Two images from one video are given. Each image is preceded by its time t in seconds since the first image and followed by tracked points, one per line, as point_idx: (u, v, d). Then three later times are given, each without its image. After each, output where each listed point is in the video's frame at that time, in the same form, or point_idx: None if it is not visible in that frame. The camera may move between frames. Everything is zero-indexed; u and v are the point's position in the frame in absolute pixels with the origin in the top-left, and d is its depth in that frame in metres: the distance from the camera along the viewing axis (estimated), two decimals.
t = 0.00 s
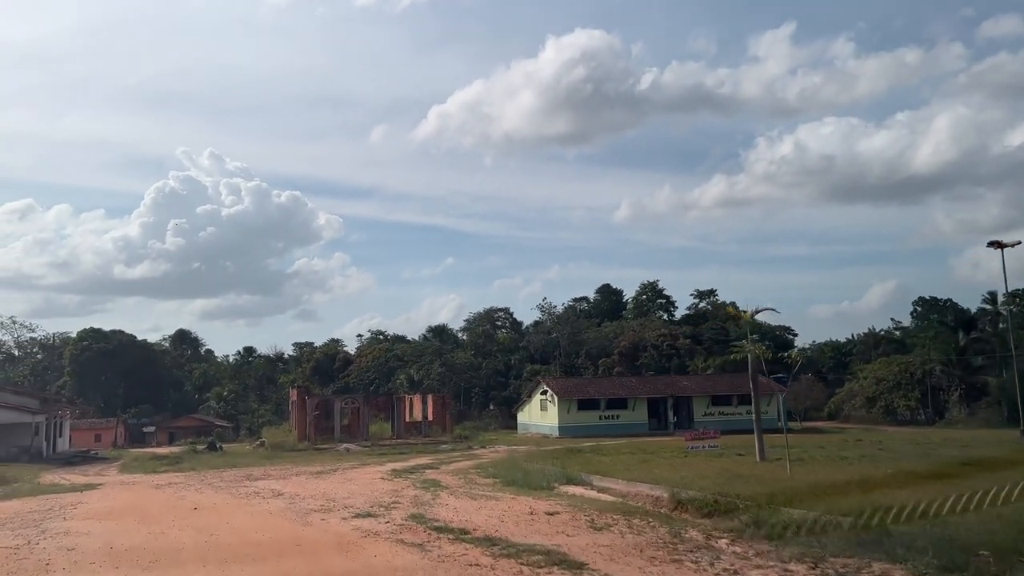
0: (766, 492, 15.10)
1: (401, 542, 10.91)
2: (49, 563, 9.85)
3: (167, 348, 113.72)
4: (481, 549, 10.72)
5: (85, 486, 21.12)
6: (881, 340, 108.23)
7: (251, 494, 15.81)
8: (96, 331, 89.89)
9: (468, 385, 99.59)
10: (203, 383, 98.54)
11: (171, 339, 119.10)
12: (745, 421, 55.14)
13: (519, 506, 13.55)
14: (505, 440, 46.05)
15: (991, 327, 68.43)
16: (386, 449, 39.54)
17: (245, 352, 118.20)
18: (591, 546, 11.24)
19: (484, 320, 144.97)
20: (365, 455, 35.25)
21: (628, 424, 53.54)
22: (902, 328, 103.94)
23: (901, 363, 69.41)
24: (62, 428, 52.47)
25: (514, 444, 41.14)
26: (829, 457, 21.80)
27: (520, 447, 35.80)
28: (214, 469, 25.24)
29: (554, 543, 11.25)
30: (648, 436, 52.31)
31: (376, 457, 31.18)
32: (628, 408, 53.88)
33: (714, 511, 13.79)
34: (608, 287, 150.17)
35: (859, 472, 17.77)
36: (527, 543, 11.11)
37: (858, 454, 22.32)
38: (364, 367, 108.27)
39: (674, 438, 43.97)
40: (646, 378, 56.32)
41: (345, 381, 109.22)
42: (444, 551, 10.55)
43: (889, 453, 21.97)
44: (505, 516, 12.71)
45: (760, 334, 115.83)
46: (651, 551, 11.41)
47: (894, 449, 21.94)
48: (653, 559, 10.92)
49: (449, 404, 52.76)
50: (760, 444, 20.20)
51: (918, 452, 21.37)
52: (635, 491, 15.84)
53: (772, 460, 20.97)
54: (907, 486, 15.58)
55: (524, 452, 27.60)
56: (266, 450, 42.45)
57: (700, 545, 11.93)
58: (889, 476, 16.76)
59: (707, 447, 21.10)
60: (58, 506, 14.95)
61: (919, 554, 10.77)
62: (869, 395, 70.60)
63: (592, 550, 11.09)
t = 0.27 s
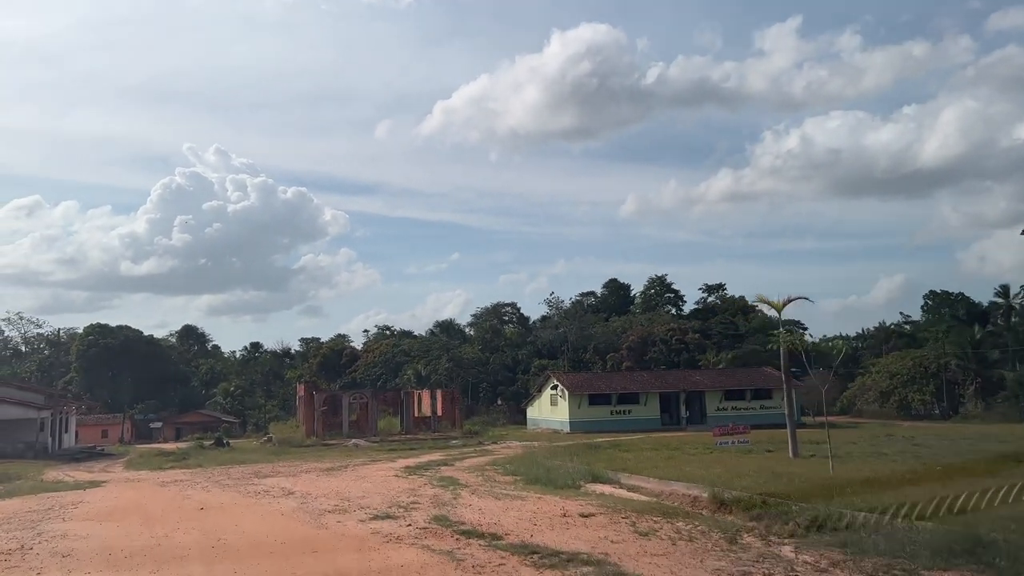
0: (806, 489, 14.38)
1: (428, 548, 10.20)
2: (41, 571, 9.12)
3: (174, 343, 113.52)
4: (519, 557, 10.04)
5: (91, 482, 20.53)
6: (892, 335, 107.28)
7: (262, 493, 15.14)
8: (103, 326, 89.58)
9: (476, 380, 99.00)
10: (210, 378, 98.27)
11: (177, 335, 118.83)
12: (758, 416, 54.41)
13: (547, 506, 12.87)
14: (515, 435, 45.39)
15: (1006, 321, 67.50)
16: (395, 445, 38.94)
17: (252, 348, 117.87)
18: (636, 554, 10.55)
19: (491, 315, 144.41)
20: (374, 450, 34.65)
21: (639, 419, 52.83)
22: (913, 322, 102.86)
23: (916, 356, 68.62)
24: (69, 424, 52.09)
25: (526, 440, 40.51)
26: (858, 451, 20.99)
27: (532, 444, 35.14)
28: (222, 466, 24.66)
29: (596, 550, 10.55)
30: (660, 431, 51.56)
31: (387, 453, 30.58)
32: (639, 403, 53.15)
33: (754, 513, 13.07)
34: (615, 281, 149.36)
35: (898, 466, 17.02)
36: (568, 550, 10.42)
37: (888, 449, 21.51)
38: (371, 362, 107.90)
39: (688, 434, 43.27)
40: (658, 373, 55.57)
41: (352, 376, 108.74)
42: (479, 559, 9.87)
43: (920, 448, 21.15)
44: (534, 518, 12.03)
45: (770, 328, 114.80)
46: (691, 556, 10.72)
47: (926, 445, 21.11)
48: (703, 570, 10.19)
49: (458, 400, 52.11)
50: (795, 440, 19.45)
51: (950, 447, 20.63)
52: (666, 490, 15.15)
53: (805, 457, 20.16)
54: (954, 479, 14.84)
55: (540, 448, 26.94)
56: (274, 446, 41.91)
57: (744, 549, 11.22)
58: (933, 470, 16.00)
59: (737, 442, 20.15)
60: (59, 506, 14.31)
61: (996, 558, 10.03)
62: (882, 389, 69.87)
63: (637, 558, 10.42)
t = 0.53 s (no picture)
0: (853, 489, 13.65)
1: (457, 558, 9.53)
2: None
3: (183, 340, 113.24)
4: (557, 569, 9.37)
5: (97, 481, 19.97)
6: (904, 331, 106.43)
7: (274, 492, 14.51)
8: (112, 322, 89.29)
9: (485, 376, 98.41)
10: (219, 374, 97.96)
11: (186, 331, 118.62)
12: (774, 412, 53.64)
13: (577, 508, 12.22)
14: (528, 432, 44.76)
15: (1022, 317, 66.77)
16: (406, 442, 38.35)
17: (261, 344, 117.54)
18: (682, 565, 9.86)
19: (500, 311, 143.79)
20: (385, 447, 34.02)
21: (653, 415, 52.09)
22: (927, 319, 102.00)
23: (932, 352, 67.48)
24: (77, 420, 51.69)
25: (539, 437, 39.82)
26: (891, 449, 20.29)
27: (546, 441, 34.46)
28: (231, 463, 24.08)
29: (638, 560, 9.86)
30: (674, 428, 50.85)
31: (398, 450, 29.95)
32: (653, 400, 52.42)
33: (797, 516, 12.37)
34: (624, 277, 148.53)
35: (940, 464, 16.27)
36: (610, 560, 9.75)
37: (920, 446, 20.79)
38: (380, 359, 107.45)
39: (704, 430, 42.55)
40: (671, 369, 54.82)
41: (361, 373, 108.32)
42: (514, 571, 9.21)
43: (953, 445, 20.42)
44: (565, 522, 11.38)
45: (781, 324, 113.93)
46: (739, 564, 10.04)
47: (959, 443, 20.39)
48: None
49: (469, 395, 51.47)
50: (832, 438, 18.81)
51: (984, 444, 19.92)
52: (700, 491, 14.46)
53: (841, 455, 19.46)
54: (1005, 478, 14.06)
55: (556, 446, 26.26)
56: (283, 443, 41.39)
57: (792, 556, 10.53)
58: (978, 467, 15.24)
59: (770, 439, 19.93)
60: (61, 506, 13.69)
61: None
62: (897, 387, 68.58)
63: (685, 569, 9.73)
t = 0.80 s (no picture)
0: (903, 493, 12.95)
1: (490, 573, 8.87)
2: None
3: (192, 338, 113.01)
4: None
5: (101, 481, 19.38)
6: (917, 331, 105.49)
7: (285, 496, 13.86)
8: (121, 320, 89.03)
9: (495, 374, 97.79)
10: (228, 372, 97.66)
11: (195, 329, 118.39)
12: (789, 412, 52.85)
13: (611, 517, 11.54)
14: (540, 432, 44.11)
15: None
16: (418, 441, 37.74)
17: (270, 342, 117.18)
18: None
19: (509, 309, 143.10)
20: (395, 446, 33.37)
21: (666, 414, 51.31)
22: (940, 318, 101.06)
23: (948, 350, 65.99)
24: (86, 418, 51.29)
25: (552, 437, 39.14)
26: (924, 450, 19.57)
27: (559, 441, 33.80)
28: (239, 463, 23.47)
29: None
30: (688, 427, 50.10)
31: (409, 449, 29.28)
32: (666, 399, 51.67)
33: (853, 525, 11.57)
34: (634, 276, 147.64)
35: (983, 465, 15.55)
36: None
37: (952, 447, 20.08)
38: (390, 357, 107.01)
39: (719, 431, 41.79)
40: (685, 368, 54.06)
41: (370, 371, 107.87)
42: None
43: (987, 446, 19.71)
44: (603, 532, 10.69)
45: (793, 323, 112.95)
46: None
47: (994, 444, 19.67)
48: None
49: (480, 394, 50.84)
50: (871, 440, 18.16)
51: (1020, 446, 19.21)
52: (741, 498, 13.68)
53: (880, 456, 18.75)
54: None
55: (571, 447, 25.53)
56: (293, 442, 40.85)
57: (846, 568, 9.84)
58: None
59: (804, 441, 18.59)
60: (62, 508, 13.03)
61: None
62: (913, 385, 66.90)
63: None
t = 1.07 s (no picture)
0: (966, 501, 12.20)
1: None
2: None
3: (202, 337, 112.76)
4: None
5: (107, 482, 18.80)
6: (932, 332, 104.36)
7: (298, 500, 13.21)
8: (132, 319, 88.79)
9: (505, 375, 97.14)
10: (237, 371, 97.35)
11: (205, 328, 118.17)
12: (806, 413, 52.01)
13: (649, 526, 10.91)
14: (554, 433, 43.40)
15: None
16: (430, 441, 37.14)
17: (280, 341, 116.87)
18: None
19: (520, 309, 142.38)
20: (407, 447, 32.74)
21: (682, 415, 50.52)
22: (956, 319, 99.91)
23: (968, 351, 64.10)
24: (95, 416, 50.86)
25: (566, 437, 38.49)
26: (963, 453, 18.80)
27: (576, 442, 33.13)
28: (249, 463, 22.89)
29: None
30: (704, 429, 49.30)
31: (422, 450, 28.63)
32: (681, 400, 50.87)
33: (912, 536, 10.92)
34: (645, 276, 146.67)
35: None
36: None
37: (990, 450, 19.32)
38: (399, 356, 106.52)
39: (737, 432, 41.02)
40: (700, 368, 53.27)
41: (380, 371, 107.41)
42: None
43: None
44: (647, 545, 10.06)
45: (807, 323, 111.81)
46: None
47: None
48: None
49: (493, 394, 50.12)
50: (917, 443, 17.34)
51: None
52: (790, 506, 13.01)
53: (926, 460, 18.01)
54: None
55: (589, 448, 24.85)
56: (303, 441, 40.31)
57: None
58: None
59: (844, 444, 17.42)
60: (62, 511, 12.36)
61: None
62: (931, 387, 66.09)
63: None
